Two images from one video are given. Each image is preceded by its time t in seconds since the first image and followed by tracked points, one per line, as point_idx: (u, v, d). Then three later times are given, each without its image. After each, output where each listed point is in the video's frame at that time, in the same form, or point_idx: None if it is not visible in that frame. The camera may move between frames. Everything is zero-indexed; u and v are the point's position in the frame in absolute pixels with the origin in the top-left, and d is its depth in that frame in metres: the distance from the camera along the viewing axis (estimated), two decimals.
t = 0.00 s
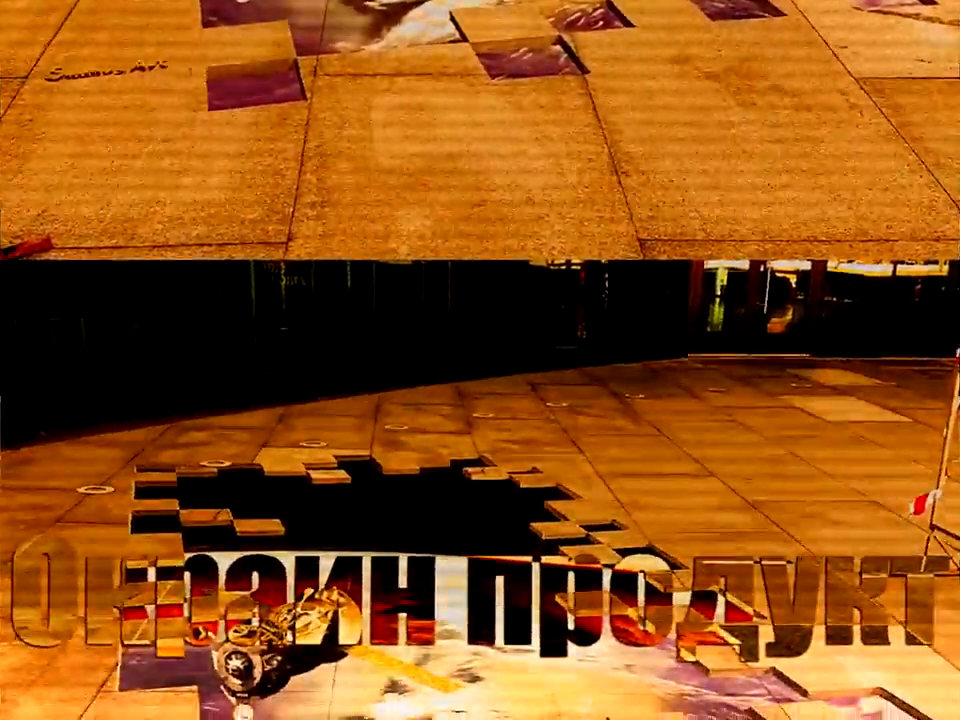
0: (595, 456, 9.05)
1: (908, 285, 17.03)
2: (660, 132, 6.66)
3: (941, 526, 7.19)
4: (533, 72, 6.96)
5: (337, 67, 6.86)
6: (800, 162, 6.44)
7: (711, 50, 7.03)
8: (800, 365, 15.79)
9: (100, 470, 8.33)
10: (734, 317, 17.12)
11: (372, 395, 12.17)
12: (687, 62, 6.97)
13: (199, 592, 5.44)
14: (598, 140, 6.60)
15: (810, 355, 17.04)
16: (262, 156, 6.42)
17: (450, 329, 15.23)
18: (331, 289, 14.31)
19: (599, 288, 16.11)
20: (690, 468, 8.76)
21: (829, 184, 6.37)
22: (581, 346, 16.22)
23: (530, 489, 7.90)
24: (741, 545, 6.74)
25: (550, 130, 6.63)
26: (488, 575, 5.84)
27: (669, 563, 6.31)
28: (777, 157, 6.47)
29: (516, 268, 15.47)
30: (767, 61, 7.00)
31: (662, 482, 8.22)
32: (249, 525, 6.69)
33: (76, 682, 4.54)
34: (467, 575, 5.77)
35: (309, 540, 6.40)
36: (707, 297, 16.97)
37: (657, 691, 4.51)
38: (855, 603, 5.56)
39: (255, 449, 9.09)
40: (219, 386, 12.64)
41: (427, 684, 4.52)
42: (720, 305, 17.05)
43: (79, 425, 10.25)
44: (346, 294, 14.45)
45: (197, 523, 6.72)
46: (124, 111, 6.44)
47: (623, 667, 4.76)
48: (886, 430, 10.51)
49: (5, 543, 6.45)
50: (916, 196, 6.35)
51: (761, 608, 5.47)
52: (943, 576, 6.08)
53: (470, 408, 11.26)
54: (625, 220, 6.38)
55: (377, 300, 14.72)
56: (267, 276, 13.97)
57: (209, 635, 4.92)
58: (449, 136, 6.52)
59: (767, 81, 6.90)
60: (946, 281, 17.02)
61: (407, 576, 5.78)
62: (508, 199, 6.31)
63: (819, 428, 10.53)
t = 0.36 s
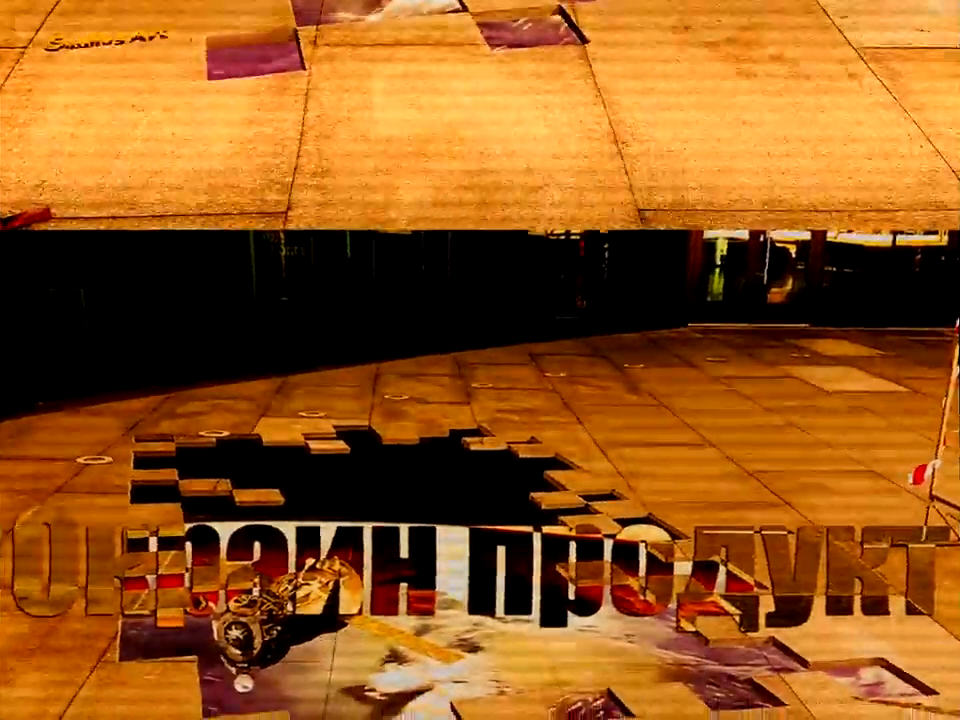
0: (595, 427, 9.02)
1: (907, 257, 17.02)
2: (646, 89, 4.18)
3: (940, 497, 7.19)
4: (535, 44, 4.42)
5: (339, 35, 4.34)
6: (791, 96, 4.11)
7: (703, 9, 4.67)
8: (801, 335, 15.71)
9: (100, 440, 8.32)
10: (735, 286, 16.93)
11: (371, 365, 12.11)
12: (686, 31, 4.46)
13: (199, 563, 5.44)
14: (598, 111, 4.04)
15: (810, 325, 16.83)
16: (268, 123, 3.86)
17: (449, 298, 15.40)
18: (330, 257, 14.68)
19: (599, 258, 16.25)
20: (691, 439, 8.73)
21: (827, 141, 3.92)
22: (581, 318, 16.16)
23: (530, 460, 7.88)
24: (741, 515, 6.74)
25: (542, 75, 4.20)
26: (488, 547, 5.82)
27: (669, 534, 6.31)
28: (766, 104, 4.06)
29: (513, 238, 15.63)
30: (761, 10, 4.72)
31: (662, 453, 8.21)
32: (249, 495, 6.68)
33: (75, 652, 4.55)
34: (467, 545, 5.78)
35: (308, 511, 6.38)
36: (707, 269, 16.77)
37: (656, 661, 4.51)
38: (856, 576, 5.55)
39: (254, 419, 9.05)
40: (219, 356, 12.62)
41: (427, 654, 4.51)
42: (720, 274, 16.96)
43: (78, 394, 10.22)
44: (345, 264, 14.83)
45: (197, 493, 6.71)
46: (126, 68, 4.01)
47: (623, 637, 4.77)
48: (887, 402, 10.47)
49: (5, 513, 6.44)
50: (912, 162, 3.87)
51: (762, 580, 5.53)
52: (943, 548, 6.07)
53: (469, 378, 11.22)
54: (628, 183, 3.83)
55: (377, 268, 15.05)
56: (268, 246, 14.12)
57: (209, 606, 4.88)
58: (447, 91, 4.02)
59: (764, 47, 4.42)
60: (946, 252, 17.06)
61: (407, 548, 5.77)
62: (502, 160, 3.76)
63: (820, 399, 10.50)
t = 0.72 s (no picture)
0: (595, 396, 9.00)
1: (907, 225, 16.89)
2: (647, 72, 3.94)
3: (940, 466, 7.18)
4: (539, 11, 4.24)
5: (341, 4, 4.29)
6: (790, 76, 3.87)
7: None
8: (801, 305, 15.64)
9: (100, 409, 8.30)
10: (733, 259, 16.71)
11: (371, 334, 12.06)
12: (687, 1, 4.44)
13: (200, 532, 5.45)
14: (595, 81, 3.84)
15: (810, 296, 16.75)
16: (268, 95, 3.66)
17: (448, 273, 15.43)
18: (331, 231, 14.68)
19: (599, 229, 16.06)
20: (691, 408, 8.72)
21: (821, 119, 3.65)
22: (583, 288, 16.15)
23: (530, 429, 7.86)
24: (742, 484, 6.73)
25: (541, 59, 3.97)
26: (487, 516, 5.85)
27: (669, 502, 6.31)
28: (765, 79, 3.83)
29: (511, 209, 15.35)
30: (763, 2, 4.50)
31: (662, 422, 8.19)
32: (249, 465, 6.67)
33: (76, 621, 4.54)
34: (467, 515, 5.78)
35: (307, 480, 6.38)
36: (707, 239, 16.55)
37: (657, 630, 4.52)
38: (855, 545, 5.55)
39: (255, 389, 9.02)
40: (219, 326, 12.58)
41: (428, 624, 4.52)
42: (720, 244, 16.68)
43: (78, 363, 10.18)
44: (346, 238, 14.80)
45: (198, 463, 6.69)
46: (129, 43, 3.80)
47: (624, 606, 4.77)
48: (888, 371, 10.44)
49: (5, 483, 6.43)
50: (907, 138, 3.58)
51: (762, 547, 5.55)
52: (943, 517, 6.07)
53: (469, 348, 11.18)
54: (626, 157, 3.52)
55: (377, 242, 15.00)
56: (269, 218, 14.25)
57: (210, 576, 4.93)
58: (451, 72, 3.84)
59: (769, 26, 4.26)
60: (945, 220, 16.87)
61: (407, 516, 5.79)
62: (503, 129, 3.55)
63: (820, 369, 10.48)
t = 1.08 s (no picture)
0: (594, 366, 8.98)
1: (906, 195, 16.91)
2: (644, 21, 3.71)
3: (940, 436, 7.18)
4: None
5: None
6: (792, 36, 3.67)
7: None
8: (801, 275, 15.58)
9: (99, 379, 8.26)
10: (734, 229, 16.56)
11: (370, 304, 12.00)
12: None
13: (199, 502, 5.45)
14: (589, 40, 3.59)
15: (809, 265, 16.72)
16: (269, 64, 3.40)
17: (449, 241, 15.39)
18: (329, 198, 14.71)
19: (599, 197, 15.99)
20: (690, 378, 8.69)
21: (825, 82, 3.47)
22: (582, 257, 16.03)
23: (529, 399, 7.84)
24: (742, 454, 6.72)
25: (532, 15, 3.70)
26: (486, 486, 5.83)
27: (668, 473, 6.29)
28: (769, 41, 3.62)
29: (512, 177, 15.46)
30: None
31: (662, 392, 8.17)
32: (249, 435, 6.65)
33: (76, 591, 4.53)
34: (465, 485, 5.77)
35: (306, 450, 6.36)
36: (708, 206, 16.46)
37: (656, 600, 4.52)
38: (854, 515, 5.55)
39: (254, 359, 8.99)
40: (218, 296, 12.54)
41: (427, 594, 4.52)
42: (720, 214, 16.59)
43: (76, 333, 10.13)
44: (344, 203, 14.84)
45: (197, 433, 6.68)
46: None
47: (622, 576, 4.77)
48: (888, 342, 10.41)
49: (4, 453, 6.40)
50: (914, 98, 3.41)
51: (762, 516, 5.54)
52: (942, 488, 6.06)
53: (469, 318, 11.13)
54: (627, 126, 3.34)
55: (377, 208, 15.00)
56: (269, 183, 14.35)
57: (209, 546, 4.94)
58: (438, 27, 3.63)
59: None
60: (944, 190, 16.87)
61: (406, 486, 5.78)
62: (502, 96, 3.36)
63: (820, 339, 10.45)
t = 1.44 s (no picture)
0: (594, 336, 8.95)
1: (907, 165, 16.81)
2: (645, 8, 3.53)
3: (939, 406, 7.18)
4: None
5: None
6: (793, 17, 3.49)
7: None
8: (803, 244, 15.50)
9: (99, 350, 8.23)
10: (734, 199, 16.52)
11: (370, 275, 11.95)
12: None
13: (200, 472, 5.45)
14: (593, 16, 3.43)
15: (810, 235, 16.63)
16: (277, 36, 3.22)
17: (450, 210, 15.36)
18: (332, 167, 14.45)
19: (599, 166, 15.88)
20: (691, 348, 8.67)
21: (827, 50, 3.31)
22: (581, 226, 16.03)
23: (529, 369, 7.82)
24: (742, 424, 6.71)
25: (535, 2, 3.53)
26: (486, 455, 5.83)
27: (668, 443, 6.28)
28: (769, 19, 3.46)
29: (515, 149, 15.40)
30: None
31: (662, 362, 8.15)
32: (249, 404, 6.65)
33: (76, 561, 4.54)
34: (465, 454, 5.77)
35: (306, 420, 6.35)
36: (708, 176, 16.42)
37: (655, 570, 4.53)
38: (854, 486, 5.55)
39: (254, 329, 8.96)
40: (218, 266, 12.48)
41: (426, 564, 4.53)
42: (720, 183, 16.51)
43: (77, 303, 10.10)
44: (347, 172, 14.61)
45: (198, 403, 6.67)
46: None
47: (622, 546, 4.78)
48: (889, 312, 10.38)
49: (5, 422, 6.39)
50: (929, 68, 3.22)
51: (763, 487, 5.54)
52: (942, 457, 6.06)
53: (469, 288, 11.09)
54: (629, 93, 3.13)
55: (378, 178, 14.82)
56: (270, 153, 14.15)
57: (209, 516, 4.93)
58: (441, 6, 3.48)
59: None
60: (946, 160, 16.78)
61: (406, 456, 5.77)
62: (507, 73, 3.12)
63: (820, 309, 10.42)
